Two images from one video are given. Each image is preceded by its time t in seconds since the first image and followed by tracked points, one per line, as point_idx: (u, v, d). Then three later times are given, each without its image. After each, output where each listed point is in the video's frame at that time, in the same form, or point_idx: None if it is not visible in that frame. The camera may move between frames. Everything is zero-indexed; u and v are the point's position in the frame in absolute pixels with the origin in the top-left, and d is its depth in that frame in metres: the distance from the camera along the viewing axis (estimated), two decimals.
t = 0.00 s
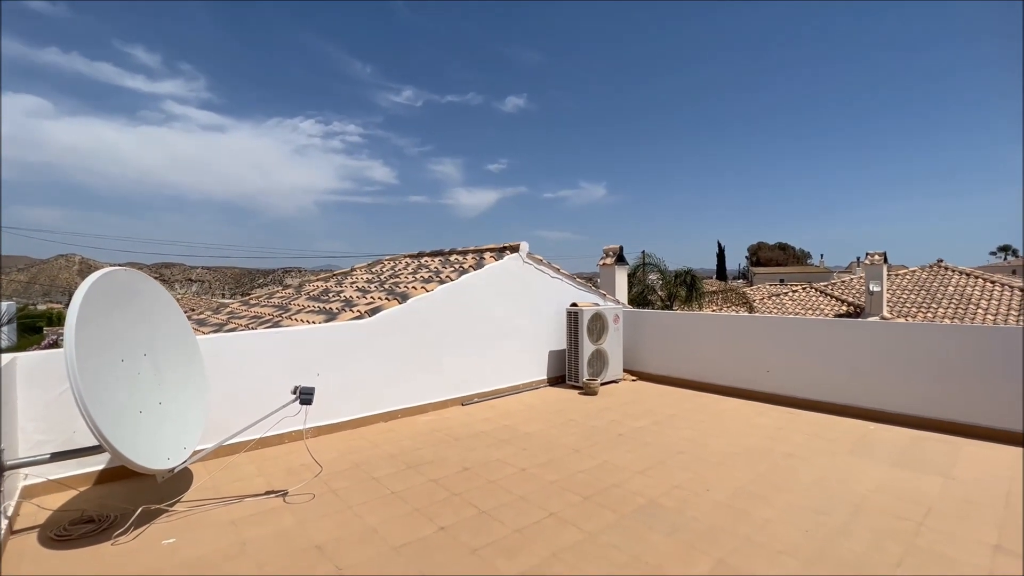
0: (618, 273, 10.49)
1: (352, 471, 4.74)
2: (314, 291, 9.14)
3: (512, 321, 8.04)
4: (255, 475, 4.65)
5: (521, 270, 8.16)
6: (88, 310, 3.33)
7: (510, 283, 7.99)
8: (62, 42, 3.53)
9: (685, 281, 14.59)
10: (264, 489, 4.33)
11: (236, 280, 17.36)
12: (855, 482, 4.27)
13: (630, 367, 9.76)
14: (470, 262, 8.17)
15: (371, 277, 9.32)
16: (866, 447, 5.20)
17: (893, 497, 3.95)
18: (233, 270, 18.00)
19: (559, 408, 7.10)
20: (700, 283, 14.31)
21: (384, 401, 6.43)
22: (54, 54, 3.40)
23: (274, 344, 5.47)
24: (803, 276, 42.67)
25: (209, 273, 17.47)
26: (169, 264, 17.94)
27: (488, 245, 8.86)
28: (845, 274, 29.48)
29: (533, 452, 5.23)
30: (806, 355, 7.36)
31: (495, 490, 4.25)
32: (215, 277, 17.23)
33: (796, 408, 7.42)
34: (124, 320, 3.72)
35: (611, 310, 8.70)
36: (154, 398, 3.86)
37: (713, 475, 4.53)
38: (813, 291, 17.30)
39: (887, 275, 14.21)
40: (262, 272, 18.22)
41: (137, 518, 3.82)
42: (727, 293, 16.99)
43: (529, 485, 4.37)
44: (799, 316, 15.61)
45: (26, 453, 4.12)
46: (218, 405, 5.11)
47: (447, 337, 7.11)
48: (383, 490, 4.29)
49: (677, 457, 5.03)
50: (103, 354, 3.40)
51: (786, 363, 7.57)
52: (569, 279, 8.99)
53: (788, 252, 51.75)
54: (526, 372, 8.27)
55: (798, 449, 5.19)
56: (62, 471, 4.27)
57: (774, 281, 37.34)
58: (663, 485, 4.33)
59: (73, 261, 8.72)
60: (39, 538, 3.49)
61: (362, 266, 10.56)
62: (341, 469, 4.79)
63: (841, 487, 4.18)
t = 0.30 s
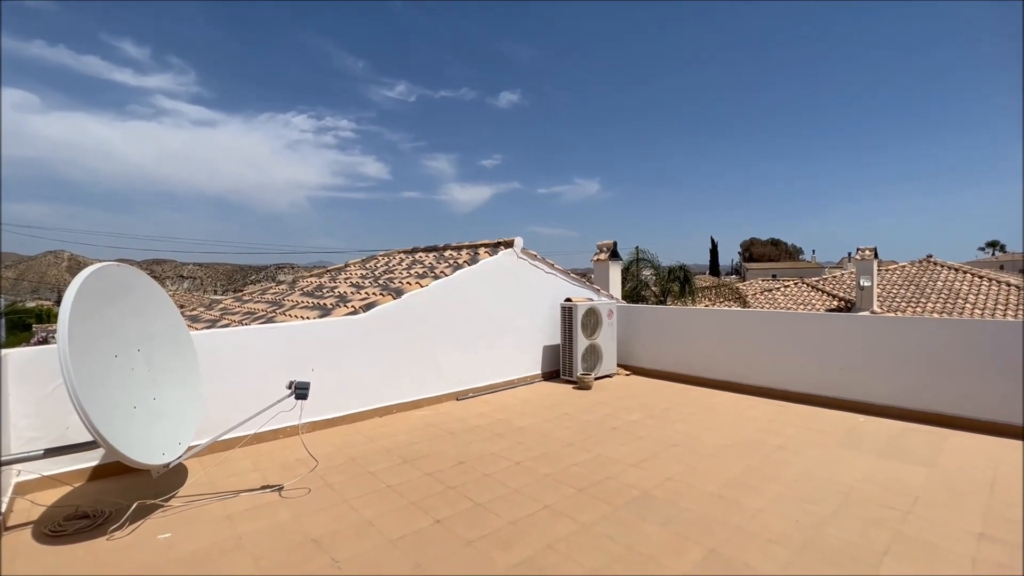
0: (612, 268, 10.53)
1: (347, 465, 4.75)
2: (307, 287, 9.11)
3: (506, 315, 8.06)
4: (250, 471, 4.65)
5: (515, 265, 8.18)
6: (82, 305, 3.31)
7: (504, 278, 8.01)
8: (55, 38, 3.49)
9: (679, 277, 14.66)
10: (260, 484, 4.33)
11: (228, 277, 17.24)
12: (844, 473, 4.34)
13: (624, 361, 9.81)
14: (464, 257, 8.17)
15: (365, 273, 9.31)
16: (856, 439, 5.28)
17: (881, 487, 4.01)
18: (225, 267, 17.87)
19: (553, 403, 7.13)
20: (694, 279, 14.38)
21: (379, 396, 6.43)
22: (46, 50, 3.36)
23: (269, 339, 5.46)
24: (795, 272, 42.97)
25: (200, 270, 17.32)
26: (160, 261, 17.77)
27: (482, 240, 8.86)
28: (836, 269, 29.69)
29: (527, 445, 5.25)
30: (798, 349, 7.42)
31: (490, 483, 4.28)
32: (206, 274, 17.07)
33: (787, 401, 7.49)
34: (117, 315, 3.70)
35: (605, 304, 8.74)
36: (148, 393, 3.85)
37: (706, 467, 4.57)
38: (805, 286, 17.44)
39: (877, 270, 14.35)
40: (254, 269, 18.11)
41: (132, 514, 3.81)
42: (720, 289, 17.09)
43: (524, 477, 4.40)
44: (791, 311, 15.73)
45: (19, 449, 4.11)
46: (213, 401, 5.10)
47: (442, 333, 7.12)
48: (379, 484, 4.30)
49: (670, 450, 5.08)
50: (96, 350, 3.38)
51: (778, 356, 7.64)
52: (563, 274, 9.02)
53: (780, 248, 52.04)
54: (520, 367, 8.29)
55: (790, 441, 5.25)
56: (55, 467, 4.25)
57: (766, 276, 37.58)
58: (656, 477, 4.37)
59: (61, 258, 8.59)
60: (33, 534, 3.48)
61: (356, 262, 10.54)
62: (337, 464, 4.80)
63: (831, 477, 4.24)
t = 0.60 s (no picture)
0: (606, 264, 10.55)
1: (342, 460, 4.75)
2: (301, 283, 9.07)
3: (501, 311, 8.06)
4: (245, 466, 4.64)
5: (509, 261, 8.18)
6: (73, 301, 3.28)
7: (499, 274, 8.01)
8: (43, 31, 3.43)
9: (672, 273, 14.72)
10: (254, 479, 4.33)
11: (220, 273, 17.11)
12: (834, 465, 4.39)
13: (617, 356, 9.85)
14: (459, 253, 8.16)
15: (359, 268, 9.28)
16: (847, 432, 5.34)
17: (870, 478, 4.07)
18: (217, 264, 17.75)
19: (548, 398, 7.16)
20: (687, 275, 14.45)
21: (374, 391, 6.43)
22: (32, 43, 3.29)
23: (263, 335, 5.44)
24: (787, 267, 43.26)
25: (192, 266, 17.16)
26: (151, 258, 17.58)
27: (477, 236, 8.85)
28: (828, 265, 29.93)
29: (522, 440, 5.27)
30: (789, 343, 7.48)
31: (485, 477, 4.29)
32: (198, 270, 16.91)
33: (778, 395, 7.57)
34: (110, 311, 3.67)
35: (599, 300, 8.77)
36: (142, 390, 3.83)
37: (699, 460, 4.60)
38: (797, 282, 17.57)
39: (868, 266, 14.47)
40: (247, 266, 18.00)
41: (126, 510, 3.79)
42: (713, 284, 17.19)
43: (518, 471, 4.42)
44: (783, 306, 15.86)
45: (10, 446, 4.07)
46: (207, 397, 5.08)
47: (437, 328, 7.12)
48: (374, 479, 4.30)
49: (663, 443, 5.12)
50: (88, 346, 3.35)
51: (769, 350, 7.70)
52: (557, 269, 9.03)
53: (773, 244, 52.36)
54: (515, 362, 8.31)
55: (781, 434, 5.30)
56: (48, 464, 4.22)
57: (758, 272, 37.83)
58: (650, 470, 4.41)
59: (50, 254, 8.49)
60: (26, 531, 3.46)
61: (350, 258, 10.50)
62: (331, 459, 4.80)
63: (822, 469, 4.29)
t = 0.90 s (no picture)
0: (599, 261, 10.57)
1: (336, 457, 4.74)
2: (293, 280, 9.01)
3: (495, 308, 8.07)
4: (238, 464, 4.62)
5: (503, 258, 8.18)
6: (62, 298, 3.25)
7: (493, 270, 8.02)
8: (31, 25, 3.37)
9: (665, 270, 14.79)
10: (248, 477, 4.31)
11: (211, 271, 16.97)
12: (825, 458, 4.43)
13: (611, 353, 9.88)
14: (453, 250, 8.15)
15: (353, 266, 9.24)
16: (837, 425, 5.40)
17: (860, 471, 4.11)
18: (208, 261, 17.61)
19: (542, 394, 7.17)
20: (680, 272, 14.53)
21: (367, 388, 6.42)
22: (19, 37, 3.23)
23: (256, 332, 5.41)
24: (778, 264, 43.58)
25: (182, 264, 16.99)
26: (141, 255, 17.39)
27: (470, 233, 8.83)
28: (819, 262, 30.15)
29: (516, 436, 5.28)
30: (780, 338, 7.54)
31: (480, 473, 4.30)
32: (189, 268, 16.73)
33: (769, 389, 7.63)
34: (100, 309, 3.63)
35: (593, 296, 8.80)
36: (133, 387, 3.79)
37: (692, 455, 4.63)
38: (788, 279, 17.70)
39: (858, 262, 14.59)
40: (238, 263, 17.87)
41: (117, 508, 3.77)
42: (705, 281, 17.28)
43: (513, 467, 4.43)
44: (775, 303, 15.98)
45: None
46: (200, 395, 5.05)
47: (431, 325, 7.11)
48: (368, 475, 4.30)
49: (657, 438, 5.15)
50: (79, 343, 3.32)
51: (760, 345, 7.76)
52: (551, 266, 9.04)
53: (764, 241, 52.70)
54: (509, 359, 8.32)
55: (774, 429, 5.34)
56: (37, 463, 4.17)
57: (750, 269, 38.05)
58: (643, 465, 4.43)
59: (38, 251, 8.38)
60: (16, 530, 3.43)
61: (343, 255, 10.45)
62: (325, 456, 4.79)
63: (813, 462, 4.33)
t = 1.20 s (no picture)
0: (593, 259, 10.58)
1: (330, 457, 4.71)
2: (285, 279, 8.94)
3: (489, 306, 8.05)
4: (229, 465, 4.57)
5: (497, 256, 8.16)
6: (48, 298, 3.19)
7: (486, 269, 8.01)
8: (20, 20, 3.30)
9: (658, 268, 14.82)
10: (239, 478, 4.27)
11: (202, 270, 16.81)
12: (818, 455, 4.46)
13: (604, 351, 9.90)
14: (446, 248, 8.12)
15: (345, 264, 9.18)
16: (829, 422, 5.44)
17: (853, 467, 4.15)
18: (199, 261, 17.45)
19: (536, 392, 7.17)
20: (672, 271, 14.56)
21: (360, 388, 6.39)
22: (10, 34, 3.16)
23: (248, 331, 5.37)
24: (769, 262, 43.89)
25: (172, 263, 16.82)
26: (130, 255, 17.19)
27: (464, 231, 8.81)
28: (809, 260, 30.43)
29: (511, 435, 5.27)
30: (772, 336, 7.58)
31: (474, 472, 4.29)
32: (178, 268, 16.53)
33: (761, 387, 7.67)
34: (88, 308, 3.58)
35: (587, 295, 8.80)
36: (122, 388, 3.75)
37: (687, 452, 4.64)
38: (780, 277, 17.82)
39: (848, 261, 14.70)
40: (229, 263, 17.72)
41: (106, 511, 3.72)
42: (698, 279, 17.36)
43: (508, 466, 4.42)
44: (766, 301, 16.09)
45: None
46: (190, 395, 4.99)
47: (424, 324, 7.09)
48: (362, 475, 4.27)
49: (651, 436, 5.16)
50: (65, 344, 3.27)
51: (753, 343, 7.80)
52: (545, 265, 9.03)
53: (755, 240, 53.09)
54: (503, 357, 8.31)
55: (767, 426, 5.37)
56: (23, 466, 4.10)
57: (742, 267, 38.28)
58: (638, 462, 4.44)
59: (25, 251, 8.26)
60: (2, 534, 3.37)
61: (335, 254, 10.38)
62: (318, 456, 4.75)
63: (806, 459, 4.36)
